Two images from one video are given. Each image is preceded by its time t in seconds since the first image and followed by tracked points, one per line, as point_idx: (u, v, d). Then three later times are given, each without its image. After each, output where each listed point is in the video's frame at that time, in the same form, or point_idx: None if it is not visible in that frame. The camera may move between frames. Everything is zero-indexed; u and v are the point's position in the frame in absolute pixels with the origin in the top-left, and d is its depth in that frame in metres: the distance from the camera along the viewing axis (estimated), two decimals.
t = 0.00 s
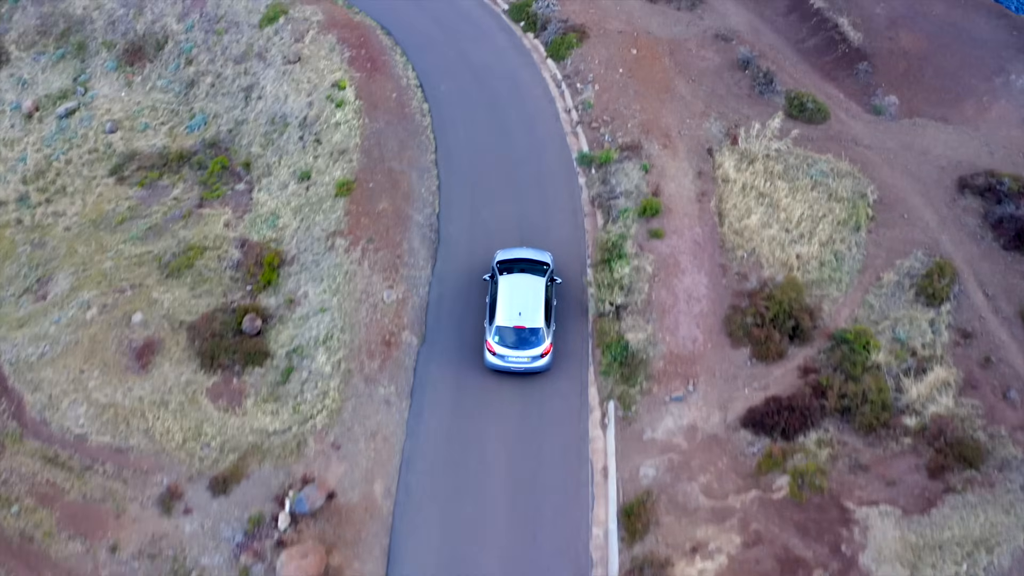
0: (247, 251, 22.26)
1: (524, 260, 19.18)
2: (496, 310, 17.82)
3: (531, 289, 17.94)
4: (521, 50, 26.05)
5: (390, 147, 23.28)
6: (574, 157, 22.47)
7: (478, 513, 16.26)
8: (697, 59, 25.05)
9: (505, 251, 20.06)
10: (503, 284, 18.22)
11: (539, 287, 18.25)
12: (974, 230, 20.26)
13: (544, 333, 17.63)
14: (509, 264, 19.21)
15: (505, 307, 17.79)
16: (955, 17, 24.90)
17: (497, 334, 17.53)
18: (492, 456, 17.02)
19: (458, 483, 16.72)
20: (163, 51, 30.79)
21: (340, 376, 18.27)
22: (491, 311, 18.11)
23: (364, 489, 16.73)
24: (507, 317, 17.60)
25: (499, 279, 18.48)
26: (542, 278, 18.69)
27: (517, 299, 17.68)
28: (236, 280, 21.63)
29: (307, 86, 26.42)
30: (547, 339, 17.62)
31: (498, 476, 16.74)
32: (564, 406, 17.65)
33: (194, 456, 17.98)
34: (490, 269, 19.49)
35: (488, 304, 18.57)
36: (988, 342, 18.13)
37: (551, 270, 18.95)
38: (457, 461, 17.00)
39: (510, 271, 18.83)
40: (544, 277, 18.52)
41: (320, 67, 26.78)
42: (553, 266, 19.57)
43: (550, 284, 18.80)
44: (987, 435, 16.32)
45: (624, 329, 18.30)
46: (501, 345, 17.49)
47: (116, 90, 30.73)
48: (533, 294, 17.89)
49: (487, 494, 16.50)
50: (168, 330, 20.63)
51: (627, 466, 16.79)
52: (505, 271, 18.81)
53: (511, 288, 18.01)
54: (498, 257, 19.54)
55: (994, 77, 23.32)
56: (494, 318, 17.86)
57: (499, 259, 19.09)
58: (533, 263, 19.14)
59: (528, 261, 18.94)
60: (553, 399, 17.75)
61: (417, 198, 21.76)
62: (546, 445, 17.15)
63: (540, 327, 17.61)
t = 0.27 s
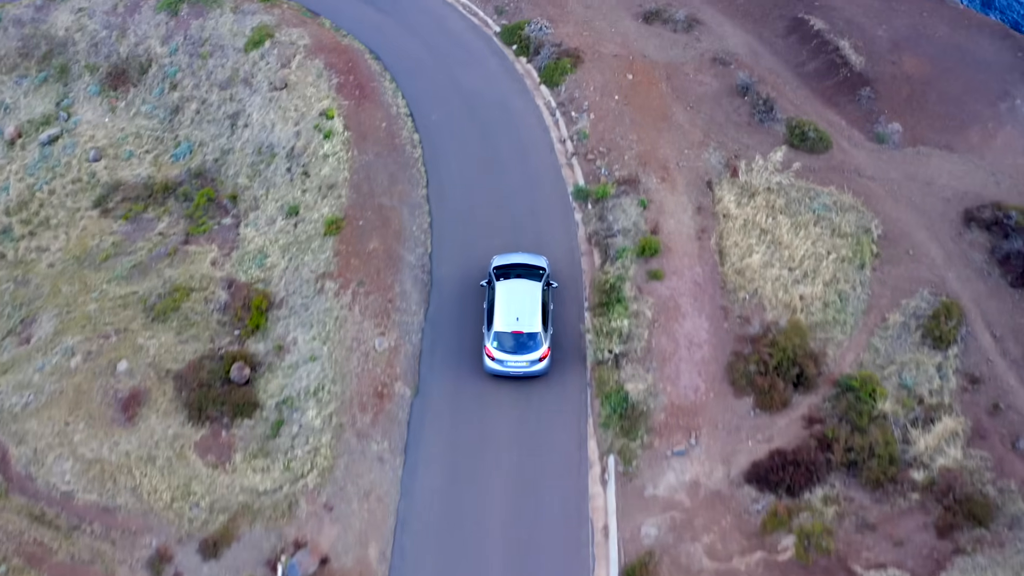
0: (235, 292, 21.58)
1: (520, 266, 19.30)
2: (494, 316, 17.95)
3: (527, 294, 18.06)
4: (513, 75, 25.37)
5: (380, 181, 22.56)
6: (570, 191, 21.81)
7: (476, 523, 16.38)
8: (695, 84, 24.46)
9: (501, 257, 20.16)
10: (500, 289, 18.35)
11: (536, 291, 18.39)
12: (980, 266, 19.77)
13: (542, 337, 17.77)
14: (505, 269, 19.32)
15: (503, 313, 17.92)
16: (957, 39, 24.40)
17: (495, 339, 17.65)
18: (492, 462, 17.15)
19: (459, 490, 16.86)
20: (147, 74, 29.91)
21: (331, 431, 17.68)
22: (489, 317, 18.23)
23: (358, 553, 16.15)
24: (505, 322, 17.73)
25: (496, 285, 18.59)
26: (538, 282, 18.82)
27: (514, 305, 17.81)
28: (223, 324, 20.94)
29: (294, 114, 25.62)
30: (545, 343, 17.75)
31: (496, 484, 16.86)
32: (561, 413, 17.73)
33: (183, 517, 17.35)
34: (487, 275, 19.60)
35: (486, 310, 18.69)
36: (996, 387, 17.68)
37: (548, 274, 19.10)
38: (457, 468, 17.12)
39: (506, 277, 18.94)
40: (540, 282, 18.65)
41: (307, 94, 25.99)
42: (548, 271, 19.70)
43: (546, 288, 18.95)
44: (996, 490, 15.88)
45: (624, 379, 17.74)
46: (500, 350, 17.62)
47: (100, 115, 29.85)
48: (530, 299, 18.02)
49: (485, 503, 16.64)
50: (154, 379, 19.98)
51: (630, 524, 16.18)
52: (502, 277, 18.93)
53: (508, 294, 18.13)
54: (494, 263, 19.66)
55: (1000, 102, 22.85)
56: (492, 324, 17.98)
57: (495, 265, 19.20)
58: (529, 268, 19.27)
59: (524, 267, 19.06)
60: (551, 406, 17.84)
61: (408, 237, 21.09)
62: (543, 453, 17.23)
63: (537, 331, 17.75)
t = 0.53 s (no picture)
0: (225, 328, 20.98)
1: (516, 267, 19.37)
2: (491, 319, 18.03)
3: (524, 295, 18.12)
4: (508, 97, 24.75)
5: (372, 211, 21.93)
6: (567, 221, 21.23)
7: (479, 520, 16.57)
8: (694, 105, 23.93)
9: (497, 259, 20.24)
10: (497, 292, 18.41)
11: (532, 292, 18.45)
12: (987, 298, 19.32)
13: (539, 338, 17.86)
14: (501, 271, 19.38)
15: (500, 316, 18.00)
16: (963, 57, 23.95)
17: (494, 342, 17.76)
18: (493, 461, 17.31)
19: (457, 511, 16.73)
20: (134, 94, 29.16)
21: (324, 479, 17.21)
22: (486, 320, 18.32)
23: None
24: (503, 325, 17.82)
25: (493, 288, 18.65)
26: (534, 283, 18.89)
27: (511, 307, 17.87)
28: (214, 362, 20.34)
29: (284, 138, 24.92)
30: (543, 344, 17.85)
31: (497, 482, 17.03)
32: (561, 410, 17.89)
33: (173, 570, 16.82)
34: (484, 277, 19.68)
35: (483, 313, 18.78)
36: (1005, 428, 17.27)
37: (543, 275, 19.19)
38: (459, 467, 17.28)
39: (503, 279, 19.01)
40: (536, 283, 18.71)
41: (297, 117, 25.28)
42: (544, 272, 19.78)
43: (543, 289, 19.04)
44: (1006, 539, 15.49)
45: (624, 423, 17.26)
46: (498, 353, 17.74)
47: (87, 136, 29.12)
48: (527, 301, 18.08)
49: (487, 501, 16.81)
50: (143, 422, 19.45)
51: None
52: (498, 279, 19.02)
53: (505, 296, 18.20)
54: (490, 265, 19.73)
55: (1006, 124, 22.44)
56: (490, 327, 18.07)
57: (491, 268, 19.27)
58: (525, 270, 19.33)
59: (520, 268, 19.12)
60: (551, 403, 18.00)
61: (401, 270, 20.50)
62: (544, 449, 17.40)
63: (535, 332, 17.84)
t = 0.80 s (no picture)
0: (215, 364, 20.39)
1: (511, 267, 19.60)
2: (489, 321, 18.24)
3: (521, 296, 18.38)
4: (505, 119, 24.17)
5: (365, 241, 21.35)
6: (566, 253, 20.71)
7: (480, 517, 16.69)
8: (696, 128, 23.39)
9: (492, 260, 20.39)
10: (493, 293, 18.63)
11: (528, 292, 18.71)
12: (997, 333, 18.87)
13: (536, 338, 18.10)
14: (497, 272, 19.58)
15: (497, 316, 18.22)
16: (970, 77, 23.48)
17: (491, 342, 17.98)
18: (492, 459, 17.45)
19: (452, 558, 16.29)
20: (123, 113, 28.45)
21: (319, 529, 16.76)
22: (483, 321, 18.53)
23: None
24: (500, 326, 18.03)
25: (489, 289, 18.86)
26: (530, 284, 19.14)
27: (508, 308, 18.12)
28: (205, 401, 19.77)
29: (275, 163, 24.27)
30: (540, 343, 18.09)
31: (497, 479, 17.18)
32: (558, 407, 18.11)
33: None
34: (480, 279, 19.88)
35: (480, 314, 18.96)
36: (1015, 471, 16.85)
37: (539, 275, 19.44)
38: (458, 466, 17.41)
39: (499, 280, 19.22)
40: (532, 283, 18.95)
41: (287, 140, 24.62)
42: (539, 272, 20.00)
43: (539, 289, 19.30)
44: None
45: (626, 469, 16.81)
46: (496, 353, 17.93)
47: (74, 157, 28.37)
48: (523, 302, 18.31)
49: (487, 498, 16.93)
50: (133, 465, 18.89)
51: None
52: (494, 280, 19.24)
53: (501, 298, 18.41)
54: (485, 266, 19.93)
55: (1015, 147, 21.99)
56: (487, 328, 18.27)
57: (486, 269, 19.48)
58: (521, 270, 19.56)
59: (515, 269, 19.34)
60: (549, 401, 18.21)
61: (395, 305, 19.95)
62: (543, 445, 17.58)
63: (532, 332, 18.08)
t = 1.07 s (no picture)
0: (206, 408, 19.80)
1: (505, 266, 19.73)
2: (485, 319, 18.33)
3: (516, 294, 18.47)
4: (502, 146, 23.49)
5: (360, 278, 20.75)
6: (566, 291, 20.14)
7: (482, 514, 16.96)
8: (699, 156, 22.81)
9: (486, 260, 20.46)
10: (488, 292, 18.72)
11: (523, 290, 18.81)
12: (1008, 376, 18.41)
13: (532, 336, 18.22)
14: (491, 272, 19.67)
15: (493, 315, 18.32)
16: (981, 103, 22.95)
17: (488, 341, 18.09)
18: (494, 459, 17.67)
19: (457, 556, 16.53)
20: (111, 136, 27.64)
21: None
22: (480, 321, 18.61)
23: None
24: (496, 324, 18.13)
25: (484, 288, 18.95)
26: (524, 281, 19.24)
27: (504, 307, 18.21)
28: (197, 448, 19.22)
29: (266, 193, 23.53)
30: (536, 341, 18.21)
31: (498, 476, 17.44)
32: (556, 403, 18.34)
33: None
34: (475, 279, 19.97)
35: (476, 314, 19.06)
36: None
37: (533, 273, 19.55)
38: (461, 466, 17.62)
39: (494, 279, 19.31)
40: (526, 281, 19.07)
41: (279, 168, 23.89)
42: (533, 270, 20.12)
43: (533, 287, 19.41)
44: None
45: (629, 524, 16.34)
46: (493, 352, 18.06)
47: (62, 181, 27.55)
48: (518, 300, 18.42)
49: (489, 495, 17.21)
50: (124, 517, 18.34)
51: None
52: (489, 279, 19.33)
53: (496, 297, 18.52)
54: (479, 266, 20.07)
55: None
56: (483, 327, 18.38)
57: (480, 269, 19.59)
58: (515, 269, 19.67)
59: (509, 268, 19.46)
60: (547, 397, 18.44)
61: (390, 348, 19.39)
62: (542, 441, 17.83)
63: (528, 330, 18.19)
